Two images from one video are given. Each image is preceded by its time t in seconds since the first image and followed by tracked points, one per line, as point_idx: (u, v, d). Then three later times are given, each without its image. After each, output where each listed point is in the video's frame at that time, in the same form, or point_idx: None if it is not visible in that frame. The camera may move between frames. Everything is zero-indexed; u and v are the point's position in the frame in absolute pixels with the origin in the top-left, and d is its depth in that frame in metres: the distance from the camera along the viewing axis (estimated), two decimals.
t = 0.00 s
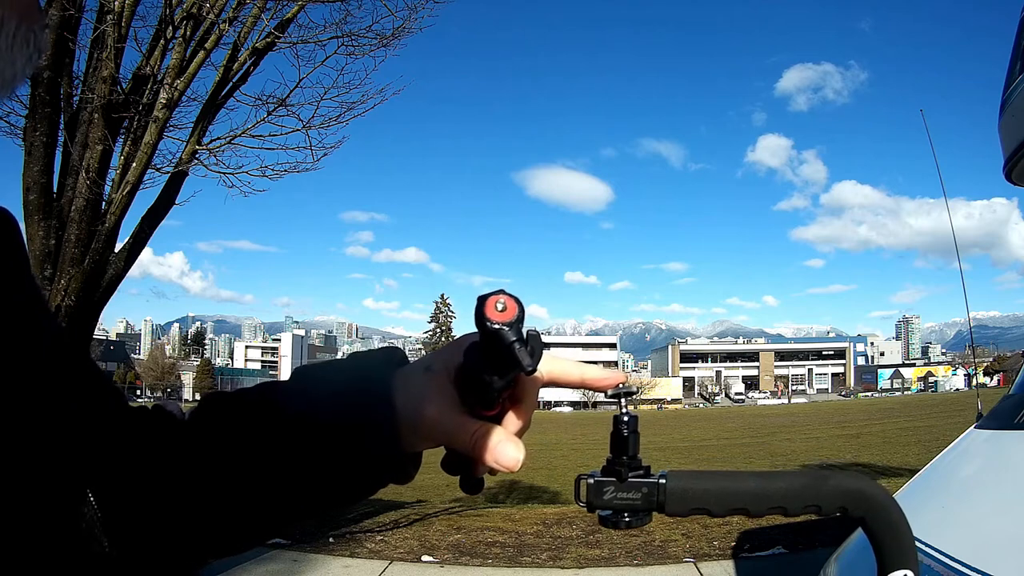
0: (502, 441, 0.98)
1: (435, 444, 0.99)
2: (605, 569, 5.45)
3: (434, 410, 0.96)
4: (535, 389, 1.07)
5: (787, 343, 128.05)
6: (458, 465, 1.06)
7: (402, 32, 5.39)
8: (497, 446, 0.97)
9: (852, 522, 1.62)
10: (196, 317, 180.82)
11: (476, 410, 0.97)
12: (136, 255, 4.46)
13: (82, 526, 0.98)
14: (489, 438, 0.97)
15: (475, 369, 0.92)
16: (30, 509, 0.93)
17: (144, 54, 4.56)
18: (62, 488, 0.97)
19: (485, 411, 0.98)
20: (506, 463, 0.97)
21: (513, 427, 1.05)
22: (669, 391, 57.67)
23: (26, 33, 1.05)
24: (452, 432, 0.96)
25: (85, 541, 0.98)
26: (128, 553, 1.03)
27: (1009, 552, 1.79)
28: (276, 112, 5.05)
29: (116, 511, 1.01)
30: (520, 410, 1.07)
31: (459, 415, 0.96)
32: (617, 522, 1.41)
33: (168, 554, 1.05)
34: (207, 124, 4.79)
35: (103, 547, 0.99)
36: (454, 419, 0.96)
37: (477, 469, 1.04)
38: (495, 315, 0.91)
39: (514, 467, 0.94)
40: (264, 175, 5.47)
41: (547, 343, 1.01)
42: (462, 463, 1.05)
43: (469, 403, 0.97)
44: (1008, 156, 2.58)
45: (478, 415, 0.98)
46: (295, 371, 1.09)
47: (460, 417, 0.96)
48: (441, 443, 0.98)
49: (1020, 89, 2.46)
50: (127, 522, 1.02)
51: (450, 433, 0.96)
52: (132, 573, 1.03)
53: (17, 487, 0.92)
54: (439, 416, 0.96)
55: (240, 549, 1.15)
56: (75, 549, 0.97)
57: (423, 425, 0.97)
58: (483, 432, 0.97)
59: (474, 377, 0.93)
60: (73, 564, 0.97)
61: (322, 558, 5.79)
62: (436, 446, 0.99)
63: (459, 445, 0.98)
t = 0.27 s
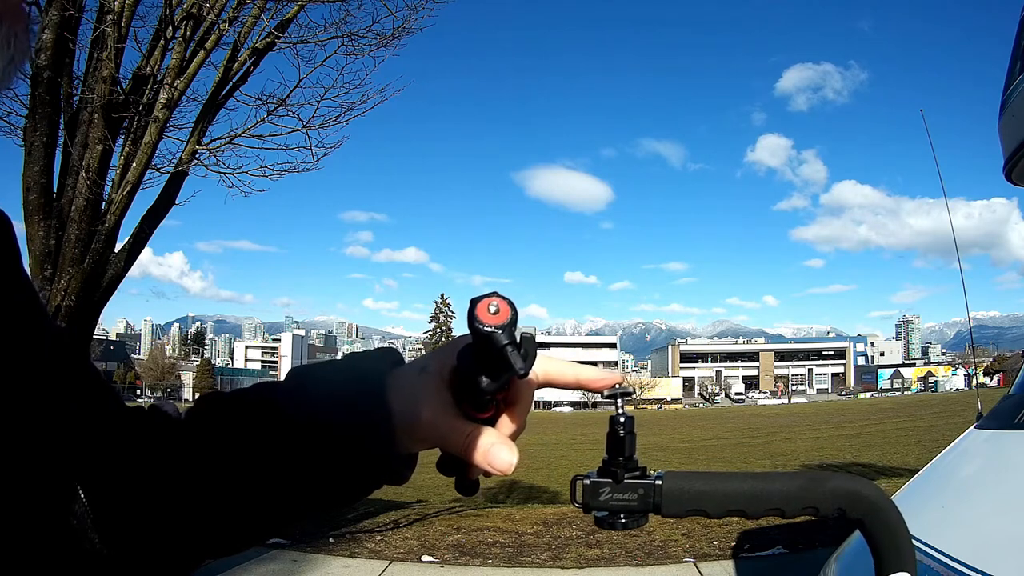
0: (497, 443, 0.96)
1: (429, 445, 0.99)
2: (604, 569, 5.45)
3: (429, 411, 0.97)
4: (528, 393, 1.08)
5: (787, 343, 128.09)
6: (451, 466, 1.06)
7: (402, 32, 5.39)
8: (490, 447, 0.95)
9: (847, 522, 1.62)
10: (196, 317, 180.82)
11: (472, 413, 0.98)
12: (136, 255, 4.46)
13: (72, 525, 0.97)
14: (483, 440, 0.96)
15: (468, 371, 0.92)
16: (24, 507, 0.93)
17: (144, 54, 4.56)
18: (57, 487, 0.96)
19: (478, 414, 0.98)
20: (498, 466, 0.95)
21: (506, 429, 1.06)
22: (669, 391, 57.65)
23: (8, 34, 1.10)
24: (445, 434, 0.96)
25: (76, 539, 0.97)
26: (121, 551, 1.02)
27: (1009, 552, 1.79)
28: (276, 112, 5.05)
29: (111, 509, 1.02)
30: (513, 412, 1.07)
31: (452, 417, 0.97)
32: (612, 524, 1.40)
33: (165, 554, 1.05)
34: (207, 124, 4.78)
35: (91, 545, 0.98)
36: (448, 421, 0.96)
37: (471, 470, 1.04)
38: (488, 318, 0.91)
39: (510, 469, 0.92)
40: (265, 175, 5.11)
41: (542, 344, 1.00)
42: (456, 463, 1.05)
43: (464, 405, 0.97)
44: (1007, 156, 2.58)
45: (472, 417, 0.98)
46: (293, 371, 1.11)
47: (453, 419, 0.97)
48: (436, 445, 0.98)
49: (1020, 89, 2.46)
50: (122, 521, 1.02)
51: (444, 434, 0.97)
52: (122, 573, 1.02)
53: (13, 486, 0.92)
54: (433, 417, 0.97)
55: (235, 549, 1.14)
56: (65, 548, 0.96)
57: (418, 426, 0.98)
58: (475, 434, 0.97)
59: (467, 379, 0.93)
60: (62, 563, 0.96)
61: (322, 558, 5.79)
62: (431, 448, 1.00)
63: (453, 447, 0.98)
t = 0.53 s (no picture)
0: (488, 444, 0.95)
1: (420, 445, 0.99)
2: (604, 569, 5.45)
3: (418, 411, 0.97)
4: (520, 393, 1.07)
5: (787, 343, 128.09)
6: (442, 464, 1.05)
7: (402, 32, 5.38)
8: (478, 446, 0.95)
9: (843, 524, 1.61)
10: (196, 317, 180.83)
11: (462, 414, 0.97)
12: (136, 255, 4.46)
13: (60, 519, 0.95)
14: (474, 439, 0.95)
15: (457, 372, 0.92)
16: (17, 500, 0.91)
17: (144, 54, 4.56)
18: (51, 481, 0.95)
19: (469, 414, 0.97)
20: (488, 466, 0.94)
21: (497, 430, 1.06)
22: (669, 391, 57.66)
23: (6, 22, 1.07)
24: (435, 435, 0.96)
25: (64, 534, 0.95)
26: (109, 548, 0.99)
27: (1008, 552, 1.79)
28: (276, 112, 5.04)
29: (104, 507, 1.02)
30: (505, 412, 1.07)
31: (443, 418, 0.96)
32: (604, 524, 1.40)
33: (162, 551, 1.06)
34: (207, 124, 4.78)
35: (77, 539, 0.95)
36: (438, 422, 0.96)
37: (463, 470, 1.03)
38: (477, 317, 0.91)
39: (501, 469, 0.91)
40: (264, 175, 5.03)
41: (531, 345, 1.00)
42: (447, 463, 1.04)
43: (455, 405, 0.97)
44: (1007, 156, 2.58)
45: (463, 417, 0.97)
46: (291, 370, 1.12)
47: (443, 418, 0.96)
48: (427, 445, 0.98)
49: (1019, 89, 2.47)
50: (115, 518, 1.03)
51: (434, 435, 0.96)
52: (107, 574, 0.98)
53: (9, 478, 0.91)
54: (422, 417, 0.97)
55: (225, 550, 1.15)
56: (54, 543, 0.93)
57: (409, 426, 0.98)
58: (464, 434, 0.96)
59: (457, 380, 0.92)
60: (53, 561, 0.92)
61: (322, 558, 5.79)
62: (424, 448, 0.99)
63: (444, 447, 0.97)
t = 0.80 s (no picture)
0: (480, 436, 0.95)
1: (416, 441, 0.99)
2: (605, 569, 5.45)
3: (414, 406, 0.97)
4: (512, 386, 1.07)
5: (787, 343, 128.09)
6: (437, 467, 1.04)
7: (402, 32, 5.38)
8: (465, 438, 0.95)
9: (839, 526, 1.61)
10: (196, 317, 180.79)
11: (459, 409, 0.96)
12: (136, 255, 4.46)
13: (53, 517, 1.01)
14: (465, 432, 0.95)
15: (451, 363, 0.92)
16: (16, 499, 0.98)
17: (144, 54, 4.56)
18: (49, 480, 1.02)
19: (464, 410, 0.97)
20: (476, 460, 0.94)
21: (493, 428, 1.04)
22: (669, 391, 57.63)
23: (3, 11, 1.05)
24: (428, 430, 0.96)
25: (53, 531, 1.01)
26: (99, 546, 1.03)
27: (1008, 552, 1.79)
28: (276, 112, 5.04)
29: (96, 505, 1.04)
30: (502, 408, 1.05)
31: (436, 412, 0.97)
32: (600, 527, 1.40)
33: (154, 553, 1.05)
34: (207, 124, 4.78)
35: (67, 537, 1.01)
36: (433, 417, 0.96)
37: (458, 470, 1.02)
38: (469, 301, 0.91)
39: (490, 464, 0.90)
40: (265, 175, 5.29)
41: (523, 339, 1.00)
42: (442, 463, 1.04)
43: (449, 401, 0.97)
44: (1008, 156, 2.58)
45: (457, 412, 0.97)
46: (289, 372, 1.13)
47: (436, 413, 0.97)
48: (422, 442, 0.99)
49: (1020, 89, 2.47)
50: (105, 518, 1.04)
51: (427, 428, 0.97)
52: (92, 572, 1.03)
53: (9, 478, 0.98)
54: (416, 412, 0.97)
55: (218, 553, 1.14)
56: (40, 540, 0.99)
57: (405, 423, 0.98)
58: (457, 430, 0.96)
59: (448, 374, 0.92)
60: (36, 560, 0.98)
61: (322, 558, 5.79)
62: (420, 447, 1.00)
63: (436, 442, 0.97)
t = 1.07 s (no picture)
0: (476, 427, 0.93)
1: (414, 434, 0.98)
2: (605, 570, 5.45)
3: (413, 399, 0.97)
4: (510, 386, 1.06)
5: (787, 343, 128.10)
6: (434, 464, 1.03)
7: (402, 32, 5.38)
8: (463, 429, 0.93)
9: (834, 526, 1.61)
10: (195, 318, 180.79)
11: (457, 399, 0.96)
12: (136, 255, 4.46)
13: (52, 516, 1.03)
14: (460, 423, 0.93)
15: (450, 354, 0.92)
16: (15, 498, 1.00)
17: (144, 54, 4.56)
18: (49, 480, 1.03)
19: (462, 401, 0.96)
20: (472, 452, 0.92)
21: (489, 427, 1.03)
22: (669, 391, 57.64)
23: None
24: (424, 424, 0.95)
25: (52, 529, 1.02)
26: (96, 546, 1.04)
27: (1008, 552, 1.79)
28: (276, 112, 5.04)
29: (96, 506, 1.04)
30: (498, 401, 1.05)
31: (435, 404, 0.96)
32: (594, 527, 1.40)
33: (154, 554, 1.06)
34: (207, 124, 4.78)
35: (64, 535, 1.03)
36: (428, 410, 0.95)
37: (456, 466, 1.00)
38: (467, 287, 0.90)
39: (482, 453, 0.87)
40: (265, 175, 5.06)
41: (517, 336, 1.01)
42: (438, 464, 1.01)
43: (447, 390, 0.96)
44: (1007, 156, 2.58)
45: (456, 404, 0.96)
46: (288, 372, 1.15)
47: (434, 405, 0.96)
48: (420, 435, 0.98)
49: (1020, 89, 2.46)
50: (104, 518, 1.04)
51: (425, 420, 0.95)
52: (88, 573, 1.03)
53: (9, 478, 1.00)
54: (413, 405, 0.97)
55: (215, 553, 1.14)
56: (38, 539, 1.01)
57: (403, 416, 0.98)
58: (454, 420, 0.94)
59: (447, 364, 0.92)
60: (35, 560, 1.00)
61: (322, 558, 5.79)
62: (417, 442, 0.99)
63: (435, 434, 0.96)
